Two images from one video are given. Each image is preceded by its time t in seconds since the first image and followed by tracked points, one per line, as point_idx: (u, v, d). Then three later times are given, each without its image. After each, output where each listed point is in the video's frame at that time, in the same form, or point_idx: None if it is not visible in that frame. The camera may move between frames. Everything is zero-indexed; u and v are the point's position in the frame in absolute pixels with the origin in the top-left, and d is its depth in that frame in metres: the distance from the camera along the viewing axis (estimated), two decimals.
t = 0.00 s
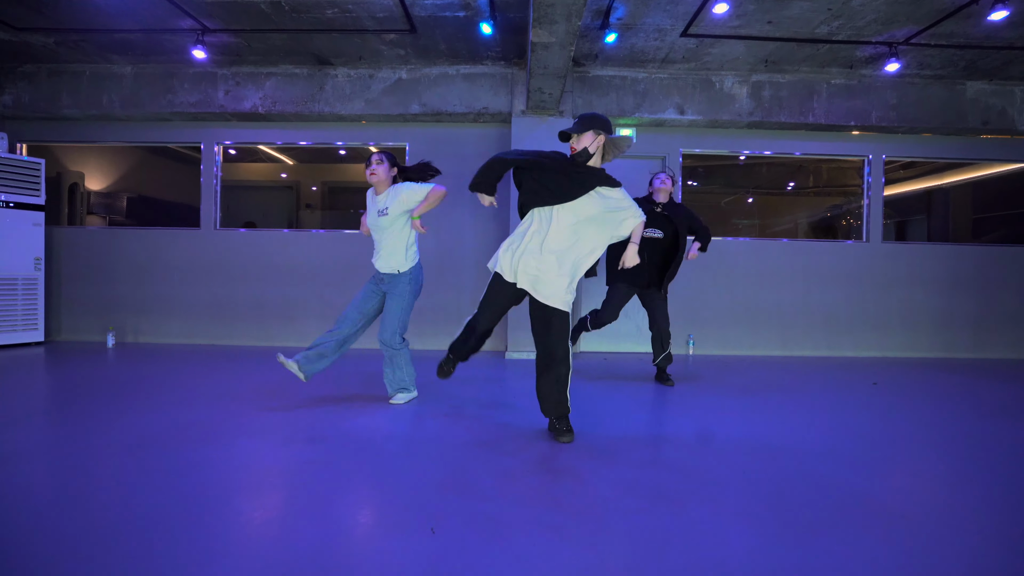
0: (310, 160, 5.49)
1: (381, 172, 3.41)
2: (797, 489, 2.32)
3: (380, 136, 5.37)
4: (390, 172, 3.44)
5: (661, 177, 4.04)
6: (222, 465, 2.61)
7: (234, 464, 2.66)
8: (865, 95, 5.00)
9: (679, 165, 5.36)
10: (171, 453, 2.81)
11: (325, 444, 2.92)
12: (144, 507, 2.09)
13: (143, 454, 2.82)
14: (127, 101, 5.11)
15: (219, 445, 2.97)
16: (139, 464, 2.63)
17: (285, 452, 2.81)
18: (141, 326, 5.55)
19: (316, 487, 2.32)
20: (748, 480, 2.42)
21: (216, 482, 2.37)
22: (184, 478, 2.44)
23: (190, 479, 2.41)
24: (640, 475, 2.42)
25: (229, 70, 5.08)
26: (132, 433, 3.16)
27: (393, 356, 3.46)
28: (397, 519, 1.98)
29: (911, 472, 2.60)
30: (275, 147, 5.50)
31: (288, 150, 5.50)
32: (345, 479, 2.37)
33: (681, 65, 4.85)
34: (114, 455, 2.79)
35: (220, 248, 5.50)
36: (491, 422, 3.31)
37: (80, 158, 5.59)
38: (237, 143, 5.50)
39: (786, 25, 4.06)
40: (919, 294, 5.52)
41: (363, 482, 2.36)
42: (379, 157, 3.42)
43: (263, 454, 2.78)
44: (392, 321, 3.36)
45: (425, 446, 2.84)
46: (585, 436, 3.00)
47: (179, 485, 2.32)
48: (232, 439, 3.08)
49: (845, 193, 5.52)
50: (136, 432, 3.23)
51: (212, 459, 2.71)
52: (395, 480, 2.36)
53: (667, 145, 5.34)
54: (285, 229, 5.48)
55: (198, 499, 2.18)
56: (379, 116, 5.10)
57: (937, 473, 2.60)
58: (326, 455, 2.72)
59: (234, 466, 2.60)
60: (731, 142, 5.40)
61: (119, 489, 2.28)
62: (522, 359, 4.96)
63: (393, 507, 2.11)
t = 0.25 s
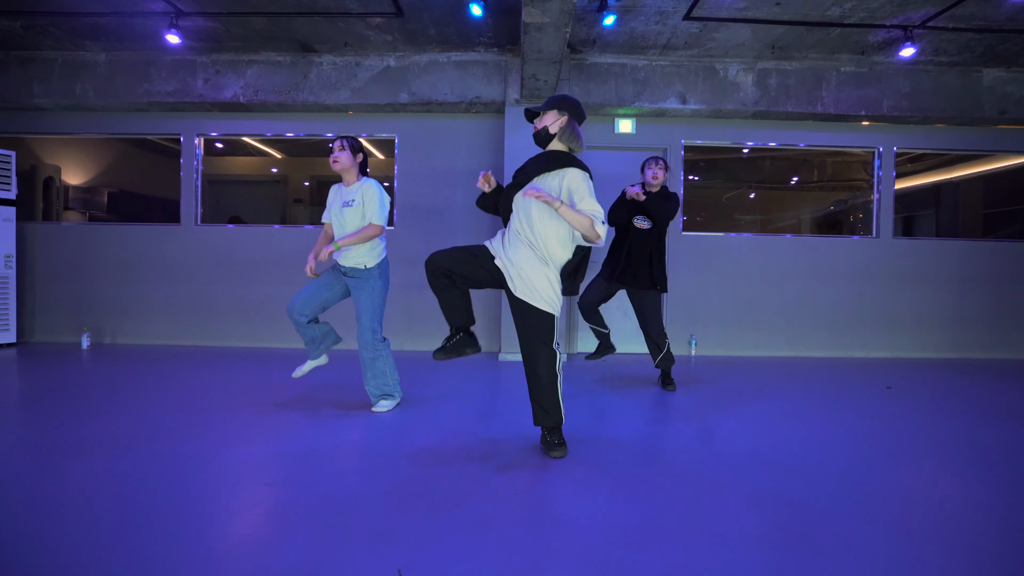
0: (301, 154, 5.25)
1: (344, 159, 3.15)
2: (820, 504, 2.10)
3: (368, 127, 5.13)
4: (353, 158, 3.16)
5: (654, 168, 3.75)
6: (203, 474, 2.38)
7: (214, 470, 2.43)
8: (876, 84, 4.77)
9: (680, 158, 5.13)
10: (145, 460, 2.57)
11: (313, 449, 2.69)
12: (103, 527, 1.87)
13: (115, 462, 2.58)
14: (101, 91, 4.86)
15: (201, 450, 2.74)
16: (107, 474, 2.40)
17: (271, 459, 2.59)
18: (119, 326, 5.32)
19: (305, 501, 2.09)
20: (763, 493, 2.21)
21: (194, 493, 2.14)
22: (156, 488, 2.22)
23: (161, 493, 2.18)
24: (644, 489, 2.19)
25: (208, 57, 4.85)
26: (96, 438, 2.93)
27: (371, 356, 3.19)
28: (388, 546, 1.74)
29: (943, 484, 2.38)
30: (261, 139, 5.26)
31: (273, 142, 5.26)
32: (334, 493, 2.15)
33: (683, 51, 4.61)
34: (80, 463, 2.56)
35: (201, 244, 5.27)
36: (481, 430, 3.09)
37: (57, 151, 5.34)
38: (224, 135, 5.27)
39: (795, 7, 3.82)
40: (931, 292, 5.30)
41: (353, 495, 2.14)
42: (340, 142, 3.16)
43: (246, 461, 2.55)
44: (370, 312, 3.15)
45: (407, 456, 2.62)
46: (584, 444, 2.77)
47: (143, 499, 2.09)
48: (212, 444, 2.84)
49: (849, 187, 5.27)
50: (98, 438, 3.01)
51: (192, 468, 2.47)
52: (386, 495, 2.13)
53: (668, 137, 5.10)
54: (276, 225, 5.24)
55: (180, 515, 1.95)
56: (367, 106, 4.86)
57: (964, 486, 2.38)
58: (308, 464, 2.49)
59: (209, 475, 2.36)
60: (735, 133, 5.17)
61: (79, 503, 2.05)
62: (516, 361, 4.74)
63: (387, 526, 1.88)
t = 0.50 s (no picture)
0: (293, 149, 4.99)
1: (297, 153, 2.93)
2: (853, 535, 1.85)
3: (358, 119, 4.89)
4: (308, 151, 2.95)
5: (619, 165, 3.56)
6: (173, 491, 2.13)
7: (185, 486, 2.18)
8: (893, 73, 4.52)
9: (686, 153, 4.87)
10: (110, 473, 2.33)
11: (295, 461, 2.45)
12: (31, 563, 1.61)
13: (76, 474, 2.34)
14: (77, 80, 4.63)
15: (173, 459, 2.50)
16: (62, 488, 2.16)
17: (246, 470, 2.35)
18: (97, 328, 5.09)
19: (279, 526, 1.84)
20: (787, 517, 1.97)
21: (162, 515, 1.91)
22: (117, 509, 1.99)
23: (118, 514, 1.94)
24: (651, 516, 1.95)
25: (189, 45, 4.61)
26: (55, 447, 2.69)
27: (331, 365, 2.93)
28: None
29: (984, 507, 2.14)
30: (247, 132, 5.01)
31: (260, 135, 5.02)
32: (313, 517, 1.91)
33: (690, 38, 4.36)
34: (36, 475, 2.31)
35: (183, 242, 5.03)
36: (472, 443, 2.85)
37: (34, 146, 5.11)
38: (213, 128, 5.02)
39: None
40: (948, 293, 5.05)
41: (330, 518, 1.89)
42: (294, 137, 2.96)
43: (218, 474, 2.31)
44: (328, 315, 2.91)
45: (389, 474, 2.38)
46: (583, 459, 2.53)
47: (93, 523, 1.86)
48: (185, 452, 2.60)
49: (858, 183, 5.01)
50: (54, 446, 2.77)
51: (162, 482, 2.23)
52: (368, 518, 1.89)
53: (673, 129, 4.86)
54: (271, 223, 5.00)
55: (141, 546, 1.70)
56: (356, 96, 4.62)
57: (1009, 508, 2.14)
58: (282, 478, 2.26)
59: (181, 492, 2.12)
60: (743, 126, 4.92)
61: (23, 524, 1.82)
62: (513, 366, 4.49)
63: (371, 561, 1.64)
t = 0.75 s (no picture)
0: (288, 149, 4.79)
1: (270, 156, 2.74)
2: None
3: (352, 118, 4.69)
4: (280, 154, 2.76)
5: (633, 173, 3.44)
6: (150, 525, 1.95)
7: (166, 516, 2.02)
8: (910, 70, 4.33)
9: (693, 154, 4.68)
10: (69, 501, 2.13)
11: (272, 488, 2.23)
12: None
13: (42, 498, 2.14)
14: (58, 77, 4.44)
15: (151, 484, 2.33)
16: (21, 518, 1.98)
17: (228, 501, 2.16)
18: (80, 336, 4.89)
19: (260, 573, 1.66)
20: (819, 551, 1.77)
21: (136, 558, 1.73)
22: (82, 545, 1.80)
23: (79, 552, 1.75)
24: (667, 555, 1.74)
25: (175, 41, 4.42)
26: (15, 465, 2.49)
27: (294, 382, 2.71)
28: None
29: None
30: (237, 132, 4.83)
31: (250, 135, 4.83)
32: (282, 564, 1.68)
33: (699, 34, 4.17)
34: None
35: (170, 246, 4.84)
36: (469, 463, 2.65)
37: (18, 146, 4.92)
38: (204, 128, 4.83)
39: None
40: (966, 300, 4.85)
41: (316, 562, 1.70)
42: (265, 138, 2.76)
43: (194, 503, 2.11)
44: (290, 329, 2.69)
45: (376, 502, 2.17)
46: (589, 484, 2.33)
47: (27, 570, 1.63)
48: (163, 474, 2.41)
49: (867, 184, 4.81)
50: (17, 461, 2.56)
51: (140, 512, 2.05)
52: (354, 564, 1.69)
53: (680, 129, 4.67)
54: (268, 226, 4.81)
55: None
56: (350, 94, 4.43)
57: None
58: (263, 510, 2.06)
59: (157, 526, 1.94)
60: (754, 126, 4.73)
61: None
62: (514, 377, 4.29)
63: None
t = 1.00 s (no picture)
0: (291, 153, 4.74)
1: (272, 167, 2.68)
2: None
3: (357, 123, 4.63)
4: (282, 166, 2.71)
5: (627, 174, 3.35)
6: (142, 542, 1.82)
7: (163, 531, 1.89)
8: (923, 76, 4.28)
9: (702, 160, 4.61)
10: (63, 512, 2.04)
11: (275, 502, 2.15)
12: None
13: (41, 511, 2.06)
14: (59, 81, 4.37)
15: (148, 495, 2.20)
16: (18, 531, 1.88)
17: (234, 513, 2.05)
18: (79, 343, 4.81)
19: None
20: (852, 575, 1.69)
21: None
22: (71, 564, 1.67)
23: (65, 570, 1.65)
24: None
25: (178, 44, 4.36)
26: (11, 475, 2.41)
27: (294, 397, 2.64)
28: None
29: None
30: (239, 137, 4.75)
31: (253, 140, 4.76)
32: None
33: (709, 39, 4.11)
34: None
35: (172, 252, 4.77)
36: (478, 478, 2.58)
37: (18, 150, 4.86)
38: (206, 133, 4.77)
39: None
40: (978, 309, 4.78)
41: None
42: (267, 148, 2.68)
43: (200, 515, 2.02)
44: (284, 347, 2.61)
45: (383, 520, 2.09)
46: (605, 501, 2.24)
47: None
48: (167, 484, 2.32)
49: (874, 191, 4.75)
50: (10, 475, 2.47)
51: (131, 529, 1.91)
52: None
53: (688, 135, 4.61)
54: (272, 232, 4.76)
55: None
56: (354, 99, 4.37)
57: None
58: (271, 522, 1.97)
59: (149, 543, 1.81)
60: (763, 132, 4.67)
61: None
62: (521, 386, 4.21)
63: None
